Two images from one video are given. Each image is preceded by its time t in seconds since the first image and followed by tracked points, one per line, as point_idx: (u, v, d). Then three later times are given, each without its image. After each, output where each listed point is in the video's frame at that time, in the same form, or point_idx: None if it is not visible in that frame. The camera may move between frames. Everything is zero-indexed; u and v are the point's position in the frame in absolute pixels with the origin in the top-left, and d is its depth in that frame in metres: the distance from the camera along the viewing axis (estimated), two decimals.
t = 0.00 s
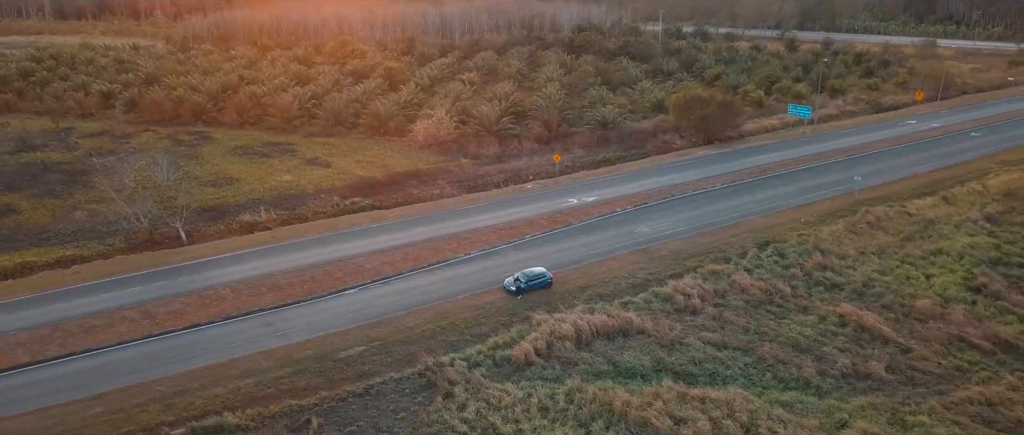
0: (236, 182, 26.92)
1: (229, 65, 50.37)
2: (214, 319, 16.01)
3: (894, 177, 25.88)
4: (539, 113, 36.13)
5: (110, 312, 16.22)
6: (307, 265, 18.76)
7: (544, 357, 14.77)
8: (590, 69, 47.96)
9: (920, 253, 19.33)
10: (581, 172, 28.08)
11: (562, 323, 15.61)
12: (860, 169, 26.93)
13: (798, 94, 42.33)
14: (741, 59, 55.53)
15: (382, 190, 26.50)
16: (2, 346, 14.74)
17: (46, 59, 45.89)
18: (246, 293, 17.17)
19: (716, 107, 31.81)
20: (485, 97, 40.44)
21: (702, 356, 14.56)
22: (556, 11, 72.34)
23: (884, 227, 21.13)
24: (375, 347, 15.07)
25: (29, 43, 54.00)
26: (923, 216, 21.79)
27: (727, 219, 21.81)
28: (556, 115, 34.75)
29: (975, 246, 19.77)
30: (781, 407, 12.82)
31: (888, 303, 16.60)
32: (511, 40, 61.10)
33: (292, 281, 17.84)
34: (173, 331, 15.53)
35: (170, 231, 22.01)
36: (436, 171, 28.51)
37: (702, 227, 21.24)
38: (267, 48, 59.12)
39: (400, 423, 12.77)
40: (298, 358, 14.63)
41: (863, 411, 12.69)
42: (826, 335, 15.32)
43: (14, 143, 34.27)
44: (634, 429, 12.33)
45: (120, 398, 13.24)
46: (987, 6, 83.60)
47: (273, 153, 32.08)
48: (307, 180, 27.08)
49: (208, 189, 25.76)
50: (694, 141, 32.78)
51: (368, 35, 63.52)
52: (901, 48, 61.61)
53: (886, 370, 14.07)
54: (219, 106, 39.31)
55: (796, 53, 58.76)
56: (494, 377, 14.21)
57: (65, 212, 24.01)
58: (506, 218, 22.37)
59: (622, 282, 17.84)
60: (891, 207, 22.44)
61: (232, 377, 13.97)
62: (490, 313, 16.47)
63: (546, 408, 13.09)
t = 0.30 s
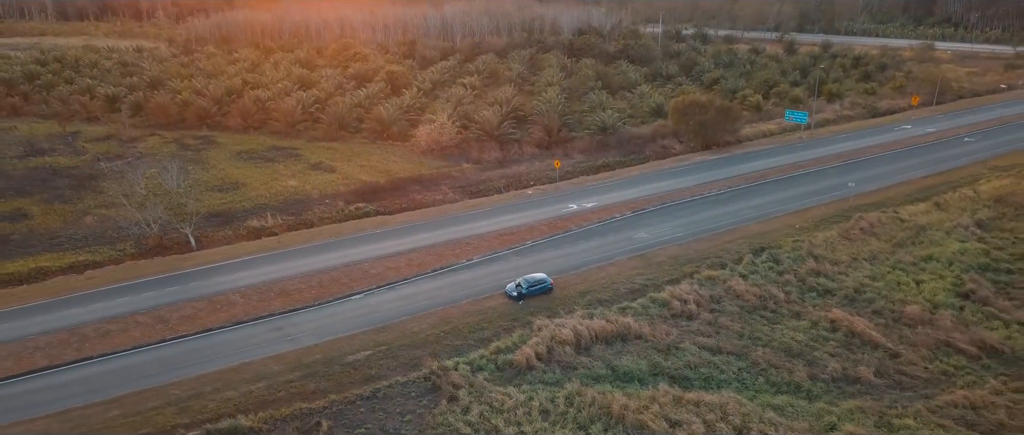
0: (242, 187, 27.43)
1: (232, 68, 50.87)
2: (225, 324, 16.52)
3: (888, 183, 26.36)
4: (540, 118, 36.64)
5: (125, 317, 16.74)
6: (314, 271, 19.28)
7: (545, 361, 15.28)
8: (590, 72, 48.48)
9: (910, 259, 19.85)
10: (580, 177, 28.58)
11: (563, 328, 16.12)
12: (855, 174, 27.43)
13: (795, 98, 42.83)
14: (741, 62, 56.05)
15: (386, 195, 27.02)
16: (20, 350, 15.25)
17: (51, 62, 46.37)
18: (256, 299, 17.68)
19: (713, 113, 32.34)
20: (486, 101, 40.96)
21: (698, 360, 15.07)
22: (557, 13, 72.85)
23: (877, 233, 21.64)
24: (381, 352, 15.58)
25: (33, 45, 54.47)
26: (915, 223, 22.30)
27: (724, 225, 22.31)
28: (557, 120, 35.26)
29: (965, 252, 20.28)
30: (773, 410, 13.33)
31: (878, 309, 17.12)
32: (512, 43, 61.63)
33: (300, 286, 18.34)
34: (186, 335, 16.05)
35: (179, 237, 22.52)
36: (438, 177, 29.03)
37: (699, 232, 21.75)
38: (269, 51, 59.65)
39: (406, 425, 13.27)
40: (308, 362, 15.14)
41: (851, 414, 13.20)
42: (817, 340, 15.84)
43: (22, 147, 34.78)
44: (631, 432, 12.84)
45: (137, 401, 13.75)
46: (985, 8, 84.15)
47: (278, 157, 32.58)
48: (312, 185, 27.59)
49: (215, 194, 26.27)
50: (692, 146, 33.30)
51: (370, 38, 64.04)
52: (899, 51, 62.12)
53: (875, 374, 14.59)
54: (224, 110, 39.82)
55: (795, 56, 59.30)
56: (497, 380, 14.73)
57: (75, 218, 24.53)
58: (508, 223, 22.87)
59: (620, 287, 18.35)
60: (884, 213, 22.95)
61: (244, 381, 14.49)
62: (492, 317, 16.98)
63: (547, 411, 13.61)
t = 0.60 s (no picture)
0: (249, 193, 27.96)
1: (236, 72, 51.40)
2: (236, 330, 17.04)
3: (881, 190, 26.89)
4: (540, 124, 37.17)
5: (138, 323, 17.27)
6: (321, 277, 19.81)
7: (546, 366, 15.81)
8: (590, 77, 49.02)
9: (901, 266, 20.38)
10: (580, 183, 29.10)
11: (563, 333, 16.65)
12: (850, 181, 27.94)
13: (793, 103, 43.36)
14: (739, 66, 56.57)
15: (390, 201, 27.56)
16: (39, 356, 15.81)
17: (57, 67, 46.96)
18: (266, 305, 18.21)
19: (711, 119, 32.87)
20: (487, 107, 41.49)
21: (694, 365, 15.60)
22: (557, 15, 73.37)
23: (870, 239, 22.16)
24: (387, 357, 16.10)
25: (37, 48, 54.96)
26: (907, 229, 22.82)
27: (720, 232, 22.84)
28: (557, 126, 35.80)
29: (955, 259, 20.80)
30: (765, 414, 13.86)
31: (870, 315, 17.64)
32: (512, 46, 62.17)
33: (308, 292, 18.87)
34: (198, 340, 16.57)
35: (188, 243, 23.04)
36: (441, 182, 29.56)
37: (696, 239, 22.28)
38: (272, 54, 60.20)
39: (413, 428, 13.81)
40: (316, 367, 15.66)
41: (841, 418, 13.74)
42: (809, 345, 16.37)
43: (30, 152, 35.32)
44: None
45: (153, 405, 14.28)
46: (983, 10, 84.78)
47: (283, 163, 33.12)
48: (317, 191, 28.10)
49: (222, 200, 26.79)
50: (690, 152, 33.84)
51: (372, 41, 64.59)
52: (897, 55, 62.66)
53: (864, 379, 15.13)
54: (228, 115, 40.35)
55: (793, 59, 59.84)
56: (499, 385, 15.26)
57: (86, 224, 25.06)
58: (509, 230, 23.40)
59: (619, 293, 18.88)
60: (877, 220, 23.49)
61: (256, 385, 15.01)
62: (495, 323, 17.51)
63: (548, 415, 14.13)
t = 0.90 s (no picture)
0: (256, 199, 28.50)
1: (240, 76, 51.96)
2: (248, 335, 17.57)
3: (876, 196, 27.42)
4: (541, 130, 37.74)
5: (152, 329, 17.81)
6: (329, 283, 20.36)
7: (548, 371, 16.34)
8: (590, 82, 49.56)
9: (894, 272, 20.93)
10: (581, 190, 29.64)
11: (564, 339, 17.18)
12: (846, 187, 28.47)
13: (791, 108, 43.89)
14: (738, 70, 57.10)
15: (394, 207, 28.11)
16: (58, 361, 16.36)
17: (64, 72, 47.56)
18: (276, 311, 18.75)
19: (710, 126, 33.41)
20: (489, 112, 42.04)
21: (691, 371, 16.15)
22: (558, 18, 73.94)
23: (864, 246, 22.68)
24: (395, 362, 16.64)
25: (42, 50, 55.49)
26: (901, 236, 23.34)
27: (718, 238, 23.38)
28: (558, 132, 36.34)
29: (947, 266, 21.33)
30: (759, 418, 14.42)
31: (862, 322, 18.19)
32: (514, 49, 62.71)
33: (317, 299, 19.41)
34: (211, 346, 17.12)
35: (198, 249, 23.57)
36: (444, 189, 30.11)
37: (694, 245, 22.82)
38: (275, 58, 60.77)
39: (420, 432, 14.35)
40: (326, 372, 16.20)
41: (832, 422, 14.30)
42: (803, 351, 16.92)
43: (39, 157, 35.88)
44: None
45: (170, 409, 14.82)
46: (981, 13, 85.37)
47: (289, 168, 33.66)
48: (323, 197, 28.63)
49: (230, 206, 27.34)
50: (690, 158, 34.37)
51: (374, 45, 65.12)
52: (895, 58, 63.20)
53: (855, 384, 15.69)
54: (233, 120, 40.87)
55: (792, 63, 60.39)
56: (503, 389, 15.79)
57: (97, 230, 25.60)
58: (511, 237, 23.95)
59: (619, 299, 19.42)
60: (871, 226, 24.02)
61: (268, 390, 15.55)
62: (498, 329, 18.05)
63: (550, 419, 14.67)
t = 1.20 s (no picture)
0: (263, 204, 29.05)
1: (243, 80, 52.54)
2: (260, 341, 18.15)
3: (872, 202, 27.95)
4: (543, 136, 38.30)
5: (166, 334, 18.38)
6: (336, 289, 20.93)
7: (550, 376, 16.87)
8: (591, 86, 50.12)
9: (887, 278, 21.50)
10: (581, 196, 30.20)
11: (566, 345, 17.73)
12: (841, 193, 29.02)
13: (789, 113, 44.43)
14: (737, 74, 57.65)
15: (399, 213, 28.70)
16: (76, 366, 16.92)
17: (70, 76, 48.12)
18: (286, 317, 19.31)
19: (708, 132, 33.97)
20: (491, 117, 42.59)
21: (688, 375, 16.72)
22: (559, 21, 74.50)
23: (858, 252, 23.22)
24: (402, 367, 17.19)
25: (47, 53, 56.02)
26: (894, 242, 23.88)
27: (716, 244, 23.93)
28: (560, 137, 36.90)
29: (939, 272, 21.88)
30: (754, 421, 15.01)
31: (855, 327, 18.77)
32: (515, 53, 63.24)
33: (326, 305, 19.97)
34: (224, 351, 17.69)
35: (208, 254, 24.11)
36: (447, 194, 30.68)
37: (693, 251, 23.39)
38: (278, 61, 61.33)
39: None
40: (336, 376, 16.76)
41: (824, 426, 14.92)
42: (797, 356, 17.51)
43: (48, 163, 36.45)
44: None
45: (186, 412, 15.37)
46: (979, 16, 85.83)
47: (294, 173, 34.21)
48: (329, 203, 29.17)
49: (237, 212, 27.89)
50: (688, 163, 34.92)
51: (376, 48, 65.66)
52: (893, 62, 63.72)
53: (847, 389, 16.30)
54: (239, 125, 41.41)
55: (790, 67, 60.92)
56: (507, 393, 16.34)
57: (109, 236, 26.17)
58: (514, 243, 24.50)
59: (620, 305, 19.98)
60: (866, 232, 24.56)
61: (280, 394, 16.10)
62: (502, 334, 18.60)
63: (553, 422, 15.22)
